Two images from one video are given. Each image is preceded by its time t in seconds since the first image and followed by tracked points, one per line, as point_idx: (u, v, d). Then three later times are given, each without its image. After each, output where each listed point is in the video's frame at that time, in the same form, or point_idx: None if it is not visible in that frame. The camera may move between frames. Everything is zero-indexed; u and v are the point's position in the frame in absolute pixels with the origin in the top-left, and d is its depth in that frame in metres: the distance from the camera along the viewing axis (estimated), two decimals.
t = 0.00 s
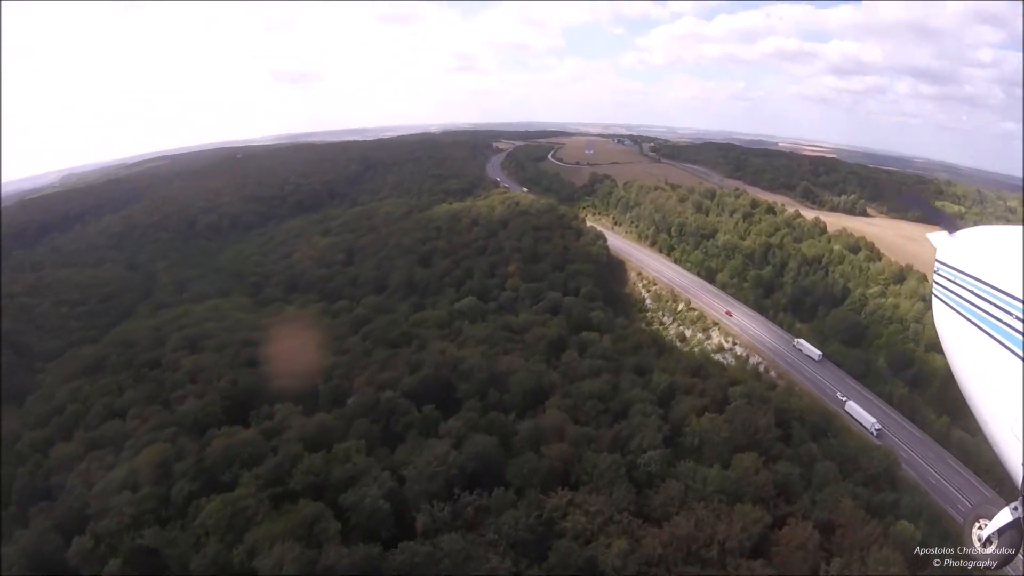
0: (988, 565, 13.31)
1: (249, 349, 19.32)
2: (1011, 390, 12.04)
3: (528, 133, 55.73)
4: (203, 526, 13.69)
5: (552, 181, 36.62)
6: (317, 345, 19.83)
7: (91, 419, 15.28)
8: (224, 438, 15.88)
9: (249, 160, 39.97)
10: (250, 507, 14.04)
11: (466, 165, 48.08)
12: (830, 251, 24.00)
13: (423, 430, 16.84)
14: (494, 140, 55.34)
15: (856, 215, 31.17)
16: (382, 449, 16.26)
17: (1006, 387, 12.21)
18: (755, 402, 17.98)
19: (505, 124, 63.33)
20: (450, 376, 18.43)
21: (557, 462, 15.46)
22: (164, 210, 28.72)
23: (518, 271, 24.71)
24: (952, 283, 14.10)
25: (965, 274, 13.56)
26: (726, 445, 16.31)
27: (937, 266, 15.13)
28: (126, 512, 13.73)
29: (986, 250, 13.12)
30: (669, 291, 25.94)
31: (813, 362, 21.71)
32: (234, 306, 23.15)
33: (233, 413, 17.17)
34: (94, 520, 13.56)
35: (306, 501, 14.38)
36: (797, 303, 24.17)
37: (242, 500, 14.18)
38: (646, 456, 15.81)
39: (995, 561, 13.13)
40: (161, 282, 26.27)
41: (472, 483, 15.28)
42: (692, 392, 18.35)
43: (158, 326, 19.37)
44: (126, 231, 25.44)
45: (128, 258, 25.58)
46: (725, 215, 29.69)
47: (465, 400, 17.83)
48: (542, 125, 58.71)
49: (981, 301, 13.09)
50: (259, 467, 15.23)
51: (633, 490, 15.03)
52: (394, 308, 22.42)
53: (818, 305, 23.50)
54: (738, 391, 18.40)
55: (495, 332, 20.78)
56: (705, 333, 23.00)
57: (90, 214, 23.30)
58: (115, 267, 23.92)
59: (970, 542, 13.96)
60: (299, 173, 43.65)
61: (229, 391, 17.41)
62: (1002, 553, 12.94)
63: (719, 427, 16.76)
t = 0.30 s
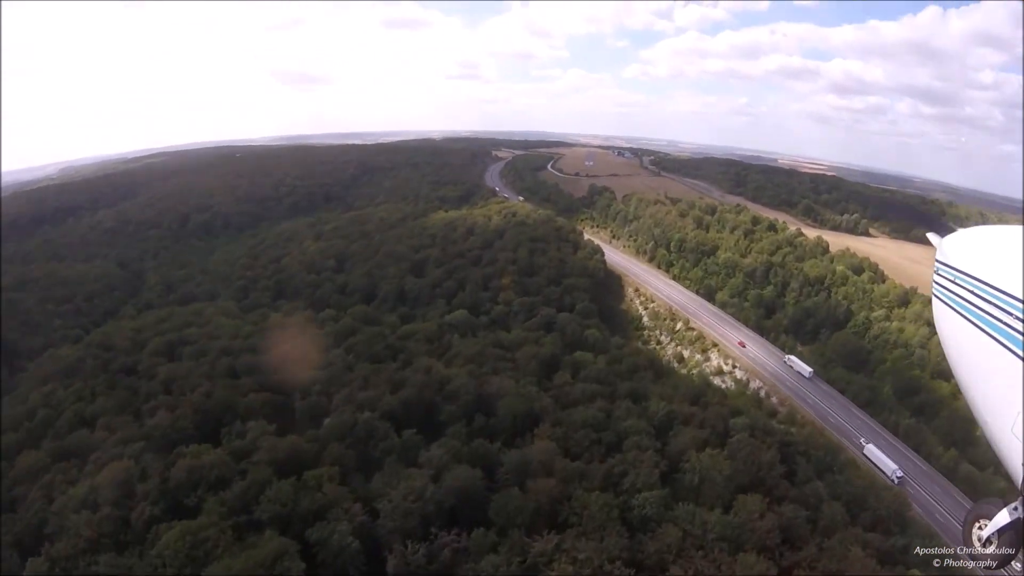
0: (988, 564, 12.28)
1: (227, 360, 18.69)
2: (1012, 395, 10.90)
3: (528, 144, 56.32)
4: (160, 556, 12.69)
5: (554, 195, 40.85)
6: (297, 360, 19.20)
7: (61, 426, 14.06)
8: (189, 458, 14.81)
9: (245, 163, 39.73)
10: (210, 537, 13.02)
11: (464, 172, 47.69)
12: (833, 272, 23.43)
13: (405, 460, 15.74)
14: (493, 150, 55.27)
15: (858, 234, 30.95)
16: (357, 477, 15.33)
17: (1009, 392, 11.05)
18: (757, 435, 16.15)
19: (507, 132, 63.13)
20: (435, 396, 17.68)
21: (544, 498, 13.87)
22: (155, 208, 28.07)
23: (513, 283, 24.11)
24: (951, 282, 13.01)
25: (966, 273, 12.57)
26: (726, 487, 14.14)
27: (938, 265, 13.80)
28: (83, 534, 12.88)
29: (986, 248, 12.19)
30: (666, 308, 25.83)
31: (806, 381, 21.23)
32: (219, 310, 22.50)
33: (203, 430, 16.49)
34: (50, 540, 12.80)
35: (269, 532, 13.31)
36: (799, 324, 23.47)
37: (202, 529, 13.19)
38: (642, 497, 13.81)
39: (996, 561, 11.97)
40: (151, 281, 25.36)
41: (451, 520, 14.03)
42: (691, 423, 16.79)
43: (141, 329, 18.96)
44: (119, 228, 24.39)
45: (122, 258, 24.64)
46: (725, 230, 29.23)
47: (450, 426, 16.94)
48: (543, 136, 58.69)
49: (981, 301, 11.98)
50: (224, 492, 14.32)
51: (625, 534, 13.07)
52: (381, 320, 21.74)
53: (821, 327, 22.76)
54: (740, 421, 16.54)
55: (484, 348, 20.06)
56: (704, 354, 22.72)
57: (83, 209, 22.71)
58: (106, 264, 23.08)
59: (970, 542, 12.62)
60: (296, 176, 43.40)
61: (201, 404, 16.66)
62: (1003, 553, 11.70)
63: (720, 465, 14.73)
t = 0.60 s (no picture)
0: (987, 565, 11.81)
1: (216, 385, 18.04)
2: (1013, 393, 11.11)
3: (525, 148, 56.06)
4: None
5: (553, 199, 40.57)
6: (290, 384, 18.46)
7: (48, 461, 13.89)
8: (173, 497, 13.91)
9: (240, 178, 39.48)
10: None
11: (460, 178, 47.25)
12: (841, 267, 22.45)
13: (400, 492, 14.68)
14: (490, 155, 55.00)
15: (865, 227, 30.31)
16: (349, 514, 14.40)
17: (1010, 389, 11.25)
18: (777, 452, 15.38)
19: (504, 136, 62.73)
20: (432, 420, 16.92)
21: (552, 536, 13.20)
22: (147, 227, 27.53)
23: (512, 292, 23.48)
24: (951, 283, 13.21)
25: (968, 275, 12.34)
26: (748, 514, 13.45)
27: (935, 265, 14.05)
28: None
29: (987, 250, 12.14)
30: (671, 311, 25.18)
31: (806, 373, 21.12)
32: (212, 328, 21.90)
33: (188, 464, 15.52)
34: None
35: None
36: (809, 323, 22.77)
37: None
38: (659, 531, 13.04)
39: (996, 561, 11.55)
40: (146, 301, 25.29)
41: (450, 562, 13.21)
42: (707, 442, 16.02)
43: (131, 353, 18.62)
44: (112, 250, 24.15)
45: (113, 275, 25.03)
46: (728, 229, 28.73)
47: (449, 453, 16.06)
48: (539, 139, 58.36)
49: (980, 301, 12.21)
50: (211, 531, 13.43)
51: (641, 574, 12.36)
52: (378, 335, 21.11)
53: (833, 326, 22.14)
54: (758, 437, 15.81)
55: (484, 364, 19.40)
56: (714, 359, 22.04)
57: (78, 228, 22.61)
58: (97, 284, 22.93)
59: (970, 540, 12.24)
60: (290, 188, 43.02)
61: (187, 437, 15.84)
62: (1004, 553, 11.22)
63: (740, 488, 13.93)
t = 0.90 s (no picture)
0: (987, 565, 11.91)
1: (191, 390, 17.36)
2: (1011, 395, 10.66)
3: (522, 145, 55.38)
4: None
5: (549, 198, 39.83)
6: (266, 390, 17.68)
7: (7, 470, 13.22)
8: (134, 514, 13.26)
9: (230, 172, 38.76)
10: None
11: (454, 175, 46.63)
12: (842, 275, 22.23)
13: (375, 514, 14.12)
14: (485, 153, 54.45)
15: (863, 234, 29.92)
16: (318, 538, 13.68)
17: (1007, 391, 10.79)
18: (777, 478, 14.75)
19: (502, 134, 62.08)
20: (413, 435, 16.21)
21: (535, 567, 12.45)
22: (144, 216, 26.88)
23: (502, 296, 22.99)
24: (951, 283, 12.61)
25: (964, 273, 12.14)
26: (749, 550, 12.75)
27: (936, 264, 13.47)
28: None
29: (983, 247, 11.81)
30: (666, 317, 24.64)
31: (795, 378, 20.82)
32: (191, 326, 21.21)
33: (155, 478, 15.02)
34: None
35: None
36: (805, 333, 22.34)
37: None
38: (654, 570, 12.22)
39: (995, 561, 11.59)
40: (131, 295, 23.24)
41: None
42: (703, 466, 15.33)
43: (107, 350, 17.58)
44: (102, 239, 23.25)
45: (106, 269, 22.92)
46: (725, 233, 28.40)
47: (428, 472, 15.38)
48: (535, 137, 57.80)
49: (980, 301, 11.62)
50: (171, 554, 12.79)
51: None
52: (362, 339, 20.51)
53: (833, 335, 21.46)
54: (758, 461, 15.11)
55: (470, 373, 18.79)
56: (709, 369, 21.61)
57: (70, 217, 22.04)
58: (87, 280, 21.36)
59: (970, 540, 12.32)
60: (282, 182, 42.22)
61: (155, 447, 15.24)
62: (1003, 553, 11.22)
63: (740, 522, 13.25)
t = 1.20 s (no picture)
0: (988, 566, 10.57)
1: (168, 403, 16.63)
2: (1009, 399, 9.75)
3: (513, 139, 54.68)
4: None
5: (541, 192, 39.13)
6: (245, 401, 16.85)
7: None
8: (102, 544, 12.47)
9: (215, 169, 37.91)
10: None
11: (444, 170, 45.89)
12: (843, 272, 21.71)
13: (356, 541, 13.40)
14: (476, 147, 53.71)
15: (860, 228, 29.35)
16: (294, 569, 12.88)
17: (1006, 396, 9.85)
18: (785, 497, 14.20)
19: (493, 127, 61.35)
20: (397, 451, 15.51)
21: None
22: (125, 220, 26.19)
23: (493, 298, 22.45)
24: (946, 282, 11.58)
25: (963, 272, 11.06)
26: None
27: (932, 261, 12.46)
28: None
29: (983, 244, 10.74)
30: (663, 316, 24.33)
31: (783, 371, 20.81)
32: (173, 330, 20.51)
33: (128, 499, 14.18)
34: None
35: None
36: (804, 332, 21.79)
37: None
38: None
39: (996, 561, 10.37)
40: (115, 297, 23.09)
41: None
42: (706, 485, 14.77)
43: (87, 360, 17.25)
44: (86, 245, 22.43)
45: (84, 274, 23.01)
46: (722, 228, 27.95)
47: (414, 493, 14.71)
48: (527, 131, 57.07)
49: (976, 300, 10.66)
50: None
51: None
52: (348, 344, 19.87)
53: (835, 334, 20.91)
54: (765, 478, 14.51)
55: (459, 382, 18.18)
56: (709, 372, 21.15)
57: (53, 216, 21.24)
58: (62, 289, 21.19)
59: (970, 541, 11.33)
60: (270, 178, 41.33)
61: (128, 466, 14.48)
62: (1005, 553, 10.25)
63: (748, 551, 12.61)
